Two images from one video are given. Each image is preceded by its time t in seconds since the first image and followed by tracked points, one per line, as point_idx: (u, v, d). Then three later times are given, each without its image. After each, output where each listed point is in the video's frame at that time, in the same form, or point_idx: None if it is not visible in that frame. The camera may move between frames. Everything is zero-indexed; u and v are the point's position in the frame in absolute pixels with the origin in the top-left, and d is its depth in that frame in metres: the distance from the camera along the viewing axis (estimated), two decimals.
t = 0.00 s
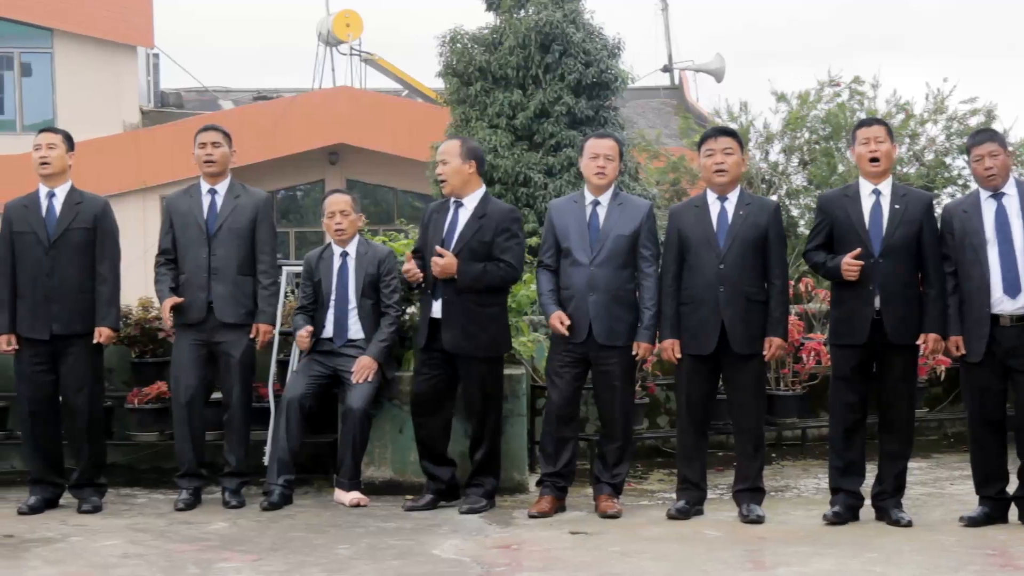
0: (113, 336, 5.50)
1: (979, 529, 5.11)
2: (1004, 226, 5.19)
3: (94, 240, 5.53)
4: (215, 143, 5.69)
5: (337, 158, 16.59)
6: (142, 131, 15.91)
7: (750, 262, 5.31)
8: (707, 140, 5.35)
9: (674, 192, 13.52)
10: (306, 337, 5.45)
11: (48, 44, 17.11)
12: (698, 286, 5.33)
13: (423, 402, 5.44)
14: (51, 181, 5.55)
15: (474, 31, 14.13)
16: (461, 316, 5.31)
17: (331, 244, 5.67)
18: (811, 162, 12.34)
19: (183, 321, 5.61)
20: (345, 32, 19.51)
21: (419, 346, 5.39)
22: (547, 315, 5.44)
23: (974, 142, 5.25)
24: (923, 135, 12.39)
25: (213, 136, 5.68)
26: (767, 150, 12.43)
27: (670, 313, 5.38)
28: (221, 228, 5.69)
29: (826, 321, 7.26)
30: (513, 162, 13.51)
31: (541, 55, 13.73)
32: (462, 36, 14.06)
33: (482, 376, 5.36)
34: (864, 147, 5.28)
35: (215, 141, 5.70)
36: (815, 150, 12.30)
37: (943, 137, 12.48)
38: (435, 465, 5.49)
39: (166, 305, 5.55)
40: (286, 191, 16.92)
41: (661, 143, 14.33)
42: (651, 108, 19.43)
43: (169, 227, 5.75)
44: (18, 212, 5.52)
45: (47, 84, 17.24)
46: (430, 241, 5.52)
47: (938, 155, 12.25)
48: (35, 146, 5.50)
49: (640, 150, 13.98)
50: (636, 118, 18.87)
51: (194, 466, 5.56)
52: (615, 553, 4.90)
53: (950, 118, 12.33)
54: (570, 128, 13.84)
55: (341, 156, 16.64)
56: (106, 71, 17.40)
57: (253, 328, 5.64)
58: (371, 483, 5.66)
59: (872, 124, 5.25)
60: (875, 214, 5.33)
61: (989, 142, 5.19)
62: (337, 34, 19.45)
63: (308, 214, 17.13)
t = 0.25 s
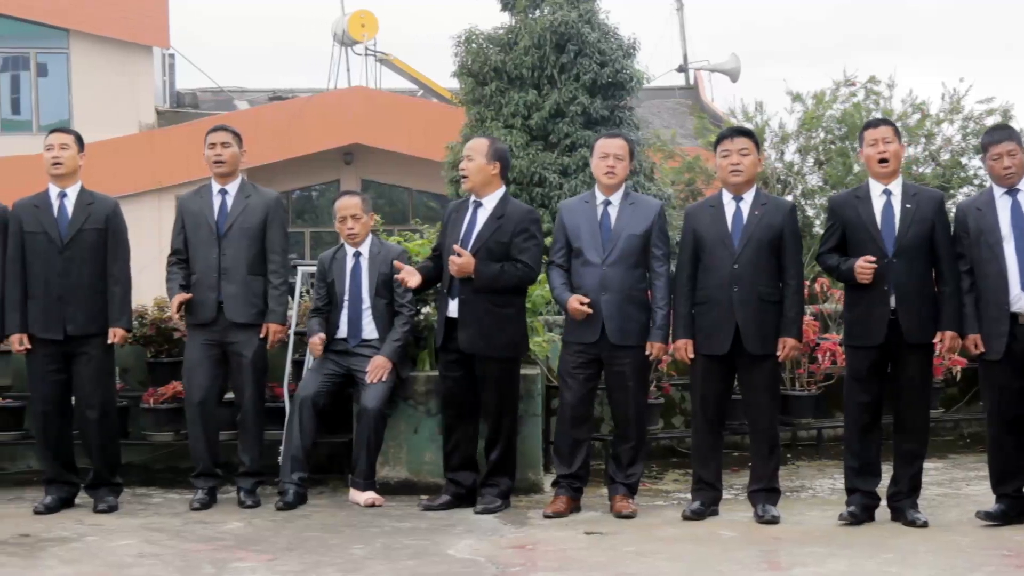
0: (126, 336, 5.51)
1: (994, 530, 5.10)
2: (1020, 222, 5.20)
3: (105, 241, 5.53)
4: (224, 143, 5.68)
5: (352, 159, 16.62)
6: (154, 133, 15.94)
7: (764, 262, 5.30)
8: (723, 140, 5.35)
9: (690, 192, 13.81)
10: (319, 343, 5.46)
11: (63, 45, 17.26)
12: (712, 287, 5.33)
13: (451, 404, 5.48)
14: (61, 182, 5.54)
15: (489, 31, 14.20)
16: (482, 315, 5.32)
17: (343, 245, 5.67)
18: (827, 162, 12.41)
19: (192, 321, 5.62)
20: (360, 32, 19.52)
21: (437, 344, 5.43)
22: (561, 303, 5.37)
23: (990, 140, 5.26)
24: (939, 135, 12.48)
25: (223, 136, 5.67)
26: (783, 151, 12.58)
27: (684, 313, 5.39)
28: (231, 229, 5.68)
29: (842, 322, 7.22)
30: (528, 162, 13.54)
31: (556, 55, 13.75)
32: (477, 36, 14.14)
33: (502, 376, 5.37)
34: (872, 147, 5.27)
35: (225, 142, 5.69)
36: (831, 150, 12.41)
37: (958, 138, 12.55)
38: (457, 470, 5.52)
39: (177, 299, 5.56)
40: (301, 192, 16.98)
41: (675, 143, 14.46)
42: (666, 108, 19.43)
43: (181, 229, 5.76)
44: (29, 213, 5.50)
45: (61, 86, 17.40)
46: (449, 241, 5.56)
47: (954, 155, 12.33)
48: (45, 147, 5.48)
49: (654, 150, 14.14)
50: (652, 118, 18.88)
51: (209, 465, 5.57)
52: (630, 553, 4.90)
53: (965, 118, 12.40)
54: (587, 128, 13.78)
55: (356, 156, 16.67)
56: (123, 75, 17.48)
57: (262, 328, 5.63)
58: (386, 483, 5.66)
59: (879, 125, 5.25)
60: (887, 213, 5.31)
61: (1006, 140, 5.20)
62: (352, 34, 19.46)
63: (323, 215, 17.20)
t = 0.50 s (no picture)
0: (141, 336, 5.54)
1: (1010, 531, 5.08)
2: None
3: (119, 241, 5.54)
4: (234, 143, 5.69)
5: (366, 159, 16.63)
6: (168, 133, 15.98)
7: (779, 263, 5.29)
8: (738, 141, 5.34)
9: (705, 191, 14.04)
10: (334, 360, 5.48)
11: (80, 45, 17.44)
12: (726, 287, 5.33)
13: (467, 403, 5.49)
14: (73, 183, 5.53)
15: (504, 31, 14.25)
16: (498, 317, 5.33)
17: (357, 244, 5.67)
18: (842, 162, 12.70)
19: (202, 322, 5.62)
20: (375, 32, 19.54)
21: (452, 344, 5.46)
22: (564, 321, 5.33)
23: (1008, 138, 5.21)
24: (955, 134, 12.66)
25: (232, 137, 5.68)
26: (798, 151, 12.80)
27: (699, 314, 5.38)
28: (242, 228, 5.67)
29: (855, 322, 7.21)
30: (543, 162, 13.45)
31: (571, 55, 13.77)
32: (492, 36, 14.19)
33: (517, 373, 5.37)
34: (880, 149, 5.27)
35: (234, 142, 5.69)
36: (846, 150, 12.68)
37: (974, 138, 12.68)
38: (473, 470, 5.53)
39: (188, 303, 5.56)
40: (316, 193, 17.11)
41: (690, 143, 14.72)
42: (681, 108, 19.44)
43: (191, 230, 5.75)
44: (43, 214, 5.50)
45: (78, 86, 17.58)
46: (465, 241, 5.58)
47: (970, 154, 12.52)
48: (57, 148, 5.47)
49: (669, 149, 14.40)
50: (667, 118, 18.88)
51: (224, 465, 5.57)
52: (644, 554, 4.89)
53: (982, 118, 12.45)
54: (602, 128, 13.75)
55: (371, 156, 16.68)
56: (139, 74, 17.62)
57: (273, 327, 5.63)
58: (401, 483, 5.67)
59: (887, 124, 5.25)
60: (898, 214, 5.30)
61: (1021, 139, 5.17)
62: (367, 34, 19.47)
63: (338, 215, 17.30)
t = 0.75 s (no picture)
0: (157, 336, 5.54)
1: None
2: None
3: (135, 243, 5.57)
4: (246, 145, 5.70)
5: (382, 159, 17.23)
6: (183, 134, 16.37)
7: (794, 263, 5.26)
8: (754, 141, 5.33)
9: (721, 191, 14.89)
10: (350, 349, 5.44)
11: (96, 45, 18.15)
12: (742, 287, 5.31)
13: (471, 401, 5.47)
14: (89, 185, 5.54)
15: (519, 31, 14.64)
16: (516, 318, 5.34)
17: (374, 244, 5.66)
18: (857, 163, 13.59)
19: (222, 319, 5.59)
20: (392, 33, 19.55)
21: (470, 344, 5.46)
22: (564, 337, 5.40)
23: None
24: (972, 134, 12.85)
25: (244, 138, 5.69)
26: (814, 151, 13.61)
27: (713, 314, 5.36)
28: (256, 228, 5.68)
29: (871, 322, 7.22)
30: (559, 163, 13.81)
31: (588, 56, 14.16)
32: (508, 37, 14.61)
33: (533, 374, 5.39)
34: (890, 150, 5.26)
35: (246, 143, 5.70)
36: (861, 151, 13.56)
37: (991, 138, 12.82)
38: (483, 465, 5.51)
39: (211, 294, 5.53)
40: (333, 193, 17.69)
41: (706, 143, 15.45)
42: (696, 108, 19.49)
43: (203, 232, 5.75)
44: (58, 217, 5.49)
45: (95, 86, 18.29)
46: (482, 241, 5.59)
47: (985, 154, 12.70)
48: (73, 151, 5.46)
49: (687, 149, 15.17)
50: (684, 118, 18.93)
51: (241, 466, 5.57)
52: (661, 554, 4.89)
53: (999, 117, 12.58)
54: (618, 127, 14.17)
55: (386, 157, 17.28)
56: (153, 69, 18.26)
57: (290, 328, 5.62)
58: (417, 483, 5.67)
59: (897, 126, 5.24)
60: (911, 216, 5.29)
61: None
62: (384, 34, 19.52)
63: (355, 215, 17.89)
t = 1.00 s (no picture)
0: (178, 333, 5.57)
1: None
2: None
3: (154, 241, 5.57)
4: (258, 145, 5.68)
5: (398, 159, 17.35)
6: (200, 134, 16.46)
7: (808, 264, 5.20)
8: (767, 141, 5.27)
9: (736, 191, 14.53)
10: (366, 356, 5.47)
11: (112, 46, 18.28)
12: (755, 288, 5.25)
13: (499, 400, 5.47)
14: (108, 184, 5.54)
15: (536, 31, 14.69)
16: (529, 318, 5.35)
17: (392, 244, 5.67)
18: (874, 162, 13.29)
19: (239, 318, 5.58)
20: (407, 33, 19.57)
21: (483, 346, 5.45)
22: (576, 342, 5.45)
23: None
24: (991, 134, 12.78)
25: (257, 139, 5.68)
26: (831, 151, 13.46)
27: (726, 315, 5.30)
28: (270, 229, 5.67)
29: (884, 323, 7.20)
30: (574, 164, 13.97)
31: (604, 55, 14.26)
32: (524, 37, 14.65)
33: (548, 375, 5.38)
34: (901, 151, 5.20)
35: (259, 144, 5.69)
36: (877, 151, 13.25)
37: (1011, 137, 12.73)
38: (499, 465, 5.53)
39: (229, 289, 5.53)
40: (349, 194, 17.86)
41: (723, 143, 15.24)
42: (711, 108, 19.43)
43: (215, 231, 5.74)
44: (77, 216, 5.49)
45: (111, 87, 18.44)
46: (495, 240, 5.60)
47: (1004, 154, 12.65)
48: (92, 150, 5.46)
49: (702, 150, 14.96)
50: (700, 118, 18.90)
51: (256, 465, 5.57)
52: (676, 554, 4.89)
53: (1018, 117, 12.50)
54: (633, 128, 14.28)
55: (402, 157, 17.39)
56: (169, 72, 18.43)
57: (306, 327, 5.66)
58: (432, 483, 5.67)
59: (907, 127, 5.17)
60: (923, 218, 5.24)
61: None
62: (399, 34, 19.52)
63: (371, 215, 18.07)
